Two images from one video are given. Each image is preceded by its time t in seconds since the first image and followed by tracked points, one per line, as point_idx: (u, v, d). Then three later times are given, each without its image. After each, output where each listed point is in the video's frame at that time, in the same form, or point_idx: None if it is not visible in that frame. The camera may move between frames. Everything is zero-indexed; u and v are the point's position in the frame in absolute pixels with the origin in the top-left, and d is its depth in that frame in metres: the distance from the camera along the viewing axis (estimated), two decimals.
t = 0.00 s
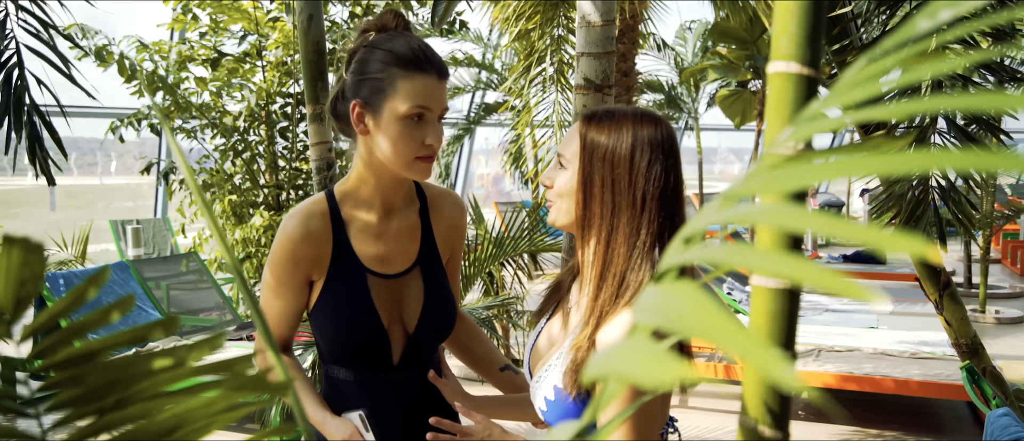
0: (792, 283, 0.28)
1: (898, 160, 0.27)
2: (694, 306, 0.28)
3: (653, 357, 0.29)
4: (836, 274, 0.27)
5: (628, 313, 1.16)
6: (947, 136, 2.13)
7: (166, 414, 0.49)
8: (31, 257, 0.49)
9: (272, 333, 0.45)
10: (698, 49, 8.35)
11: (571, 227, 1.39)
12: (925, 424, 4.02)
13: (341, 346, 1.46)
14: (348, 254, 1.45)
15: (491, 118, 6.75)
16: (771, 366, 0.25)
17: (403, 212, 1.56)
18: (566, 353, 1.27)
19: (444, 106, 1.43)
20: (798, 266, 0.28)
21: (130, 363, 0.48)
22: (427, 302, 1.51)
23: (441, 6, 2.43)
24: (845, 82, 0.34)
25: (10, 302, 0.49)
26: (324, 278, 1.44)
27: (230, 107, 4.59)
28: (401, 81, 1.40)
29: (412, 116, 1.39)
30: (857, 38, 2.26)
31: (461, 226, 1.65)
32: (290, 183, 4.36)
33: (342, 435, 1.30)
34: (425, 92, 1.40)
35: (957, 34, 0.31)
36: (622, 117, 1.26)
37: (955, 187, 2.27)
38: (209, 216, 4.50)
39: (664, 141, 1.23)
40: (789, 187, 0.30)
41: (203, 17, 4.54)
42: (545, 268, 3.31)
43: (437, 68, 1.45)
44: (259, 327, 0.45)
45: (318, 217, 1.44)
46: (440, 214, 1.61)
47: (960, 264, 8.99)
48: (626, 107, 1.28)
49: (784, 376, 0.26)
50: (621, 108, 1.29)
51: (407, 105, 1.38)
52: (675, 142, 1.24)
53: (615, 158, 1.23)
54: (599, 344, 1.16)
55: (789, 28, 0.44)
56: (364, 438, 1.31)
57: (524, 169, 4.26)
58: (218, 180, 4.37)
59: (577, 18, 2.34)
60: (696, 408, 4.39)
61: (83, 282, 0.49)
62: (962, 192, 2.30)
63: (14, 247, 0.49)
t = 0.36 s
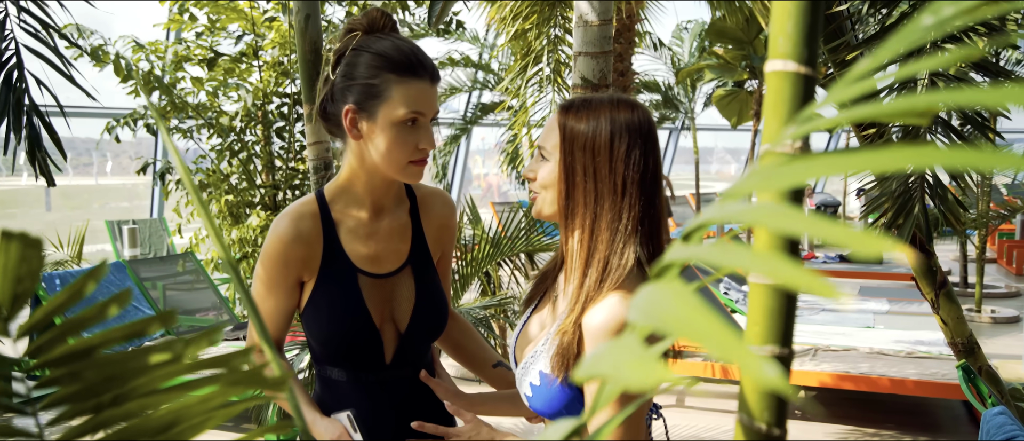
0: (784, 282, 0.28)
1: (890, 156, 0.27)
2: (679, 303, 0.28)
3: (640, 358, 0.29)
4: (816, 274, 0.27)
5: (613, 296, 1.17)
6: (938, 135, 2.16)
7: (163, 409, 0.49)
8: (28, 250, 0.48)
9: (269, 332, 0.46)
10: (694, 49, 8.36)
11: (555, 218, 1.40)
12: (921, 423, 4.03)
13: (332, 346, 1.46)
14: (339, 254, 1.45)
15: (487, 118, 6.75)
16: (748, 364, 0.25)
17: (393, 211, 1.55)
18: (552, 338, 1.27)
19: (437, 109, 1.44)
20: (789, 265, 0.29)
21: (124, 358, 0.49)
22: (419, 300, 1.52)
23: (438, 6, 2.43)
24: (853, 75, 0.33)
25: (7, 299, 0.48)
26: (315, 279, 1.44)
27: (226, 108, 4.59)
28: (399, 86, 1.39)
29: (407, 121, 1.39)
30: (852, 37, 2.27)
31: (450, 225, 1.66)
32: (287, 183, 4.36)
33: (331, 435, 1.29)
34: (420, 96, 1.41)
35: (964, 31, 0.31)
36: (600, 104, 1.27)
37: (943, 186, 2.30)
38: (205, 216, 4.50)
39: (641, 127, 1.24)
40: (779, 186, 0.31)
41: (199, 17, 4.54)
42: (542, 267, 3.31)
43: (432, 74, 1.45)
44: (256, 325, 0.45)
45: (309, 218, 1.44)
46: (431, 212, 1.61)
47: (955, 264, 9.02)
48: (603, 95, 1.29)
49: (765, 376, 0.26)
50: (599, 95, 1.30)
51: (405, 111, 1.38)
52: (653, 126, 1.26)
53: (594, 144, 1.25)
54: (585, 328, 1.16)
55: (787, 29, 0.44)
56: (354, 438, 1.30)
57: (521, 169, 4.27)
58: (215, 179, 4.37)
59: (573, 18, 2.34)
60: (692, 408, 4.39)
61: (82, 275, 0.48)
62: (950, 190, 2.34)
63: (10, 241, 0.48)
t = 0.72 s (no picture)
0: (790, 280, 0.29)
1: (897, 164, 0.28)
2: (710, 313, 0.29)
3: (663, 359, 0.30)
4: (839, 274, 0.28)
5: (606, 286, 1.16)
6: (933, 137, 2.18)
7: (169, 414, 0.50)
8: (36, 256, 0.50)
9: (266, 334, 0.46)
10: (692, 49, 8.37)
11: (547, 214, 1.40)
12: (919, 424, 4.04)
13: (329, 347, 1.46)
14: (336, 256, 1.45)
15: (485, 118, 6.74)
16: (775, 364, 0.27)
17: (390, 213, 1.55)
18: (545, 331, 1.27)
19: (432, 113, 1.44)
20: (797, 266, 0.30)
21: (130, 365, 0.50)
22: (415, 301, 1.52)
23: (436, 8, 2.43)
24: (843, 87, 0.36)
25: (16, 306, 0.50)
26: (312, 281, 1.44)
27: (224, 108, 4.58)
28: (393, 90, 1.39)
29: (397, 124, 1.39)
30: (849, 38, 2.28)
31: (448, 226, 1.67)
32: (285, 184, 4.36)
33: (327, 436, 1.29)
34: (413, 100, 1.41)
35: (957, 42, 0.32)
36: (587, 98, 1.26)
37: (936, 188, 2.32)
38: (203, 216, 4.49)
39: (628, 121, 1.24)
40: (782, 193, 0.32)
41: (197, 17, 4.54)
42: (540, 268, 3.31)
43: (427, 79, 1.46)
44: (252, 327, 0.46)
45: (307, 220, 1.44)
46: (428, 215, 1.62)
47: (953, 264, 9.03)
48: (592, 88, 1.28)
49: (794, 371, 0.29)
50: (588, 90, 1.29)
51: (397, 114, 1.38)
52: (639, 118, 1.26)
53: (583, 137, 1.25)
54: (577, 320, 1.16)
55: (782, 34, 0.46)
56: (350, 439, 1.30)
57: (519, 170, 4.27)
58: (213, 180, 4.36)
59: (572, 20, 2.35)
60: (690, 408, 4.40)
61: (88, 283, 0.49)
62: (943, 192, 2.36)
63: (18, 248, 0.49)
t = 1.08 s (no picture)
0: (781, 279, 0.30)
1: (894, 165, 0.29)
2: (710, 313, 0.30)
3: (662, 357, 0.31)
4: (832, 274, 0.29)
5: (595, 287, 1.16)
6: (933, 138, 2.19)
7: (170, 412, 0.51)
8: (36, 256, 0.49)
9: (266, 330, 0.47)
10: (691, 49, 8.38)
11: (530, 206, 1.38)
12: (916, 423, 4.05)
13: (328, 347, 1.47)
14: (334, 256, 1.46)
15: (484, 119, 6.76)
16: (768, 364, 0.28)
17: (389, 213, 1.56)
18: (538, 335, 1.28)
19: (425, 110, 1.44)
20: (793, 267, 0.30)
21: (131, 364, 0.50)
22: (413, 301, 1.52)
23: (435, 8, 2.43)
24: (835, 91, 0.37)
25: (15, 304, 0.50)
26: (311, 281, 1.45)
27: (223, 108, 4.58)
28: (384, 88, 1.40)
29: (384, 121, 1.39)
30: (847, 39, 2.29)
31: (448, 226, 1.67)
32: (285, 183, 4.38)
33: (325, 436, 1.30)
34: (405, 97, 1.41)
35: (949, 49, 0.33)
36: (592, 106, 1.27)
37: (937, 188, 2.32)
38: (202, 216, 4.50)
39: (625, 134, 1.25)
40: (778, 194, 0.32)
41: (196, 16, 4.54)
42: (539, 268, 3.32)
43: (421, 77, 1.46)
44: (255, 324, 0.46)
45: (305, 220, 1.45)
46: (428, 215, 1.62)
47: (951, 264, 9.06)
48: (596, 98, 1.29)
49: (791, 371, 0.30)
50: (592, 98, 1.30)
51: (384, 109, 1.39)
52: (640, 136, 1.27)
53: (579, 146, 1.25)
54: (568, 322, 1.16)
55: (778, 36, 0.47)
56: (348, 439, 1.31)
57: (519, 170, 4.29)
58: (212, 180, 4.36)
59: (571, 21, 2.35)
60: (688, 407, 4.41)
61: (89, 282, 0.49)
62: (944, 192, 2.36)
63: (19, 248, 0.48)
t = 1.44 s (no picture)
0: (763, 278, 0.30)
1: (883, 160, 0.29)
2: (686, 315, 0.31)
3: (632, 354, 0.32)
4: (804, 276, 0.29)
5: (601, 270, 1.19)
6: (932, 136, 2.19)
7: (171, 408, 0.52)
8: (47, 253, 0.51)
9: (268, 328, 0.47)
10: (690, 49, 8.40)
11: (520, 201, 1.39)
12: (914, 422, 4.06)
13: (324, 346, 1.48)
14: (334, 257, 1.46)
15: (483, 119, 6.77)
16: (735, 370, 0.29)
17: (390, 214, 1.56)
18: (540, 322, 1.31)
19: (415, 105, 1.44)
20: (777, 270, 0.31)
21: (136, 357, 0.51)
22: (410, 302, 1.53)
23: (434, 8, 2.44)
24: (835, 83, 0.38)
25: (24, 299, 0.52)
26: (310, 279, 1.45)
27: (223, 108, 4.58)
28: (365, 82, 1.40)
29: (364, 116, 1.40)
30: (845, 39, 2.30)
31: (448, 228, 1.68)
32: (285, 183, 4.40)
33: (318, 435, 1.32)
34: (391, 92, 1.40)
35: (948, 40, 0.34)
36: (578, 99, 1.27)
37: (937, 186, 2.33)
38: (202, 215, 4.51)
39: (613, 127, 1.25)
40: (770, 189, 0.33)
41: (196, 17, 4.55)
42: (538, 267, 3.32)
43: (411, 73, 1.45)
44: (255, 320, 0.47)
45: (306, 218, 1.45)
46: (430, 217, 1.63)
47: (949, 263, 9.08)
48: (581, 88, 1.29)
49: (759, 373, 0.31)
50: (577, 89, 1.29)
51: (365, 104, 1.39)
52: (627, 127, 1.28)
53: (567, 138, 1.25)
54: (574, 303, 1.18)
55: (774, 36, 0.49)
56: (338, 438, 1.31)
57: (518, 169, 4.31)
58: (212, 180, 4.37)
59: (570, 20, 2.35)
60: (687, 406, 4.42)
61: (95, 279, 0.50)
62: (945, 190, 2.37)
63: (30, 244, 0.50)
